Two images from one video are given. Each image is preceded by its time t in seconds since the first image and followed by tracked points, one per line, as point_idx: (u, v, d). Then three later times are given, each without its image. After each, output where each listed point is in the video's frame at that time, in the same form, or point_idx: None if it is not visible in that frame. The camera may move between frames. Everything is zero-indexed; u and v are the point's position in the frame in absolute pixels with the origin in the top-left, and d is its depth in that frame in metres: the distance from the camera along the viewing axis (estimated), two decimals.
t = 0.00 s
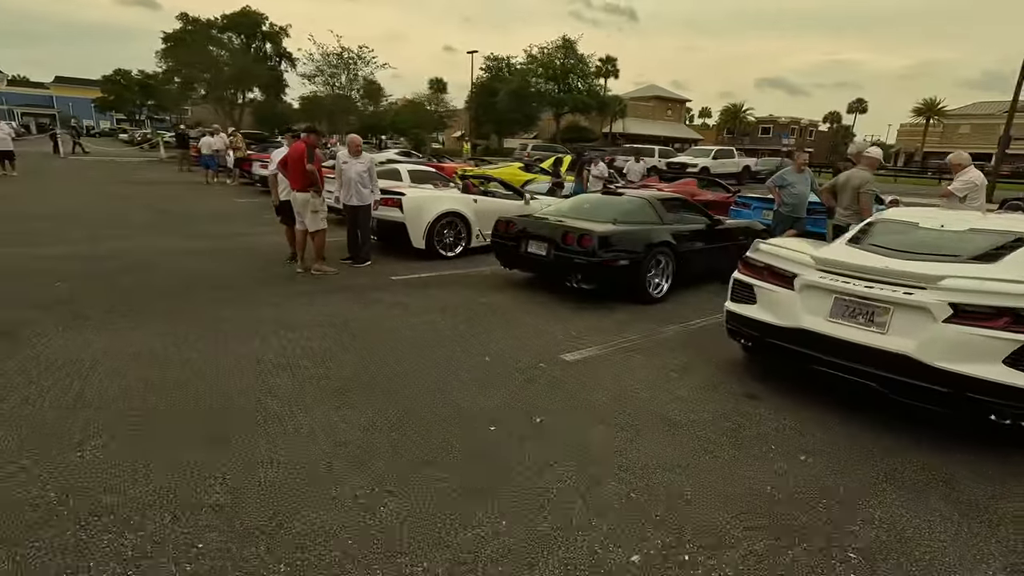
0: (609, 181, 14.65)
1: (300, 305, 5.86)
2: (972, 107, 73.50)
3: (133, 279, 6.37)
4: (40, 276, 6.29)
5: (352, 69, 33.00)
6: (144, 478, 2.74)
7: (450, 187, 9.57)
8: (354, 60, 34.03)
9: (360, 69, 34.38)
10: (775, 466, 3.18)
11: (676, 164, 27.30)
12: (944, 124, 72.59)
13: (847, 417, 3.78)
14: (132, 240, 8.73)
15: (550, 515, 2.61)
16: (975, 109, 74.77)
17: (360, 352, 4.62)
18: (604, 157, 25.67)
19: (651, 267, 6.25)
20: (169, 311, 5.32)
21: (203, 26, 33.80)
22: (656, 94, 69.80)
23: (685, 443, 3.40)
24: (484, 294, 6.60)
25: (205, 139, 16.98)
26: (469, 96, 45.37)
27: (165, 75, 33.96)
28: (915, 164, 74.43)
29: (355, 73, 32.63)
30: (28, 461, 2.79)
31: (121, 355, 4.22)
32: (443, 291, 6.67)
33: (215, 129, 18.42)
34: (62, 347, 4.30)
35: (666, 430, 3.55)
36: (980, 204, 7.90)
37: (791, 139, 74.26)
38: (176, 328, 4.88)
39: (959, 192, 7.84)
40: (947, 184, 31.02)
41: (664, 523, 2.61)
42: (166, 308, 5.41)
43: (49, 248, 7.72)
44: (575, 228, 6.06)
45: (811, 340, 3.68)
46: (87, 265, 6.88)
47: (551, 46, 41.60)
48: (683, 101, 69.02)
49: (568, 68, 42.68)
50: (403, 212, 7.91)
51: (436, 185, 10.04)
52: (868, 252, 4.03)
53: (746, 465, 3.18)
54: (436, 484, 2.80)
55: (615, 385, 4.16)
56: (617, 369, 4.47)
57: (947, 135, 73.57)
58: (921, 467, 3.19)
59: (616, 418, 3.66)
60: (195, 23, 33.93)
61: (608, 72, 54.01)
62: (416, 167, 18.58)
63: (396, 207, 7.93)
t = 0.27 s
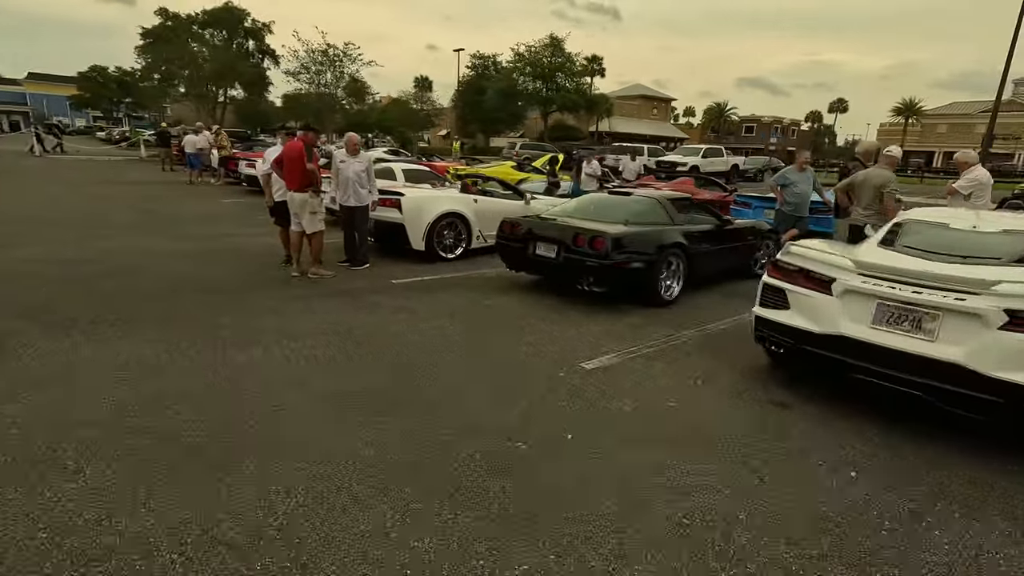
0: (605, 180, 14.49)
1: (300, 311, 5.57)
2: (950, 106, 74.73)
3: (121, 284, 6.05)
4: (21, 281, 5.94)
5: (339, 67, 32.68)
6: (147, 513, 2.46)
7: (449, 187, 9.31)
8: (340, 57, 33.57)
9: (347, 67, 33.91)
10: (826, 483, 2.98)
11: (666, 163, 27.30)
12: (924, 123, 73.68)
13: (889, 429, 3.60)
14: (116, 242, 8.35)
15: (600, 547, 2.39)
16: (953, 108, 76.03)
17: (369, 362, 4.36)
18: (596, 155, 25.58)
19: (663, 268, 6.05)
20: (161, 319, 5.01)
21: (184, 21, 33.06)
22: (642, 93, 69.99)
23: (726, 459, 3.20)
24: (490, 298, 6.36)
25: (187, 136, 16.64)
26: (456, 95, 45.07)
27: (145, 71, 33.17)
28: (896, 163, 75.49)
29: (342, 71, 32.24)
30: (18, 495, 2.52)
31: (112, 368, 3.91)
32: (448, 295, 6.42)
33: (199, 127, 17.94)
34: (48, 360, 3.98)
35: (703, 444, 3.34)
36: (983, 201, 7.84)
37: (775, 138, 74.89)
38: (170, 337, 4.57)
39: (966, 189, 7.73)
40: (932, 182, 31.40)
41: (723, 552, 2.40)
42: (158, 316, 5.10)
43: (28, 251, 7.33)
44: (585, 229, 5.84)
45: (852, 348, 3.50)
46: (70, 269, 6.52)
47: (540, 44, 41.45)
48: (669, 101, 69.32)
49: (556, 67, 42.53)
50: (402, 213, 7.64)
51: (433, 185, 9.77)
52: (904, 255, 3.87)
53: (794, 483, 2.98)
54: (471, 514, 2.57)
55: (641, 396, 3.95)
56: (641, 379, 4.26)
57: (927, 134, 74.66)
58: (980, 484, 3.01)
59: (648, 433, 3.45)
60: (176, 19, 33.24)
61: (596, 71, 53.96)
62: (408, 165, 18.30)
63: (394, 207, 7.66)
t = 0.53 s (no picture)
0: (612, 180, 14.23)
1: (313, 318, 5.25)
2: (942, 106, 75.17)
3: (121, 291, 5.72)
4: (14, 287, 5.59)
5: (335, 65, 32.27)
6: (166, 571, 2.13)
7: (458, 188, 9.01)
8: (335, 56, 33.16)
9: (342, 66, 33.50)
10: (916, 525, 2.69)
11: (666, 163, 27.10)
12: (917, 123, 74.02)
13: (962, 453, 3.33)
14: (111, 244, 7.97)
15: None
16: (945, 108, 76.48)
17: (393, 378, 4.05)
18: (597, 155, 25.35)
19: (692, 274, 5.78)
20: (165, 329, 4.68)
21: (176, 18, 32.52)
22: (637, 92, 69.87)
23: (799, 493, 2.90)
24: (510, 304, 6.06)
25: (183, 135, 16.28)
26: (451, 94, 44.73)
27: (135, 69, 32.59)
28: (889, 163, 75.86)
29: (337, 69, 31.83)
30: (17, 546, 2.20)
31: (116, 386, 3.58)
32: (465, 301, 6.12)
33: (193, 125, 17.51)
34: (45, 376, 3.64)
35: (771, 474, 3.05)
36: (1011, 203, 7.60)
37: (769, 137, 75.04)
38: (176, 349, 4.24)
39: (993, 191, 7.50)
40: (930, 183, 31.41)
41: None
42: (162, 325, 4.76)
43: (18, 255, 6.94)
44: (612, 233, 5.55)
45: (926, 364, 3.23)
46: (64, 274, 6.15)
47: (536, 44, 41.19)
48: (663, 100, 69.24)
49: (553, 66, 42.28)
50: (413, 215, 7.33)
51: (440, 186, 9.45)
52: (973, 262, 3.61)
53: (881, 524, 2.69)
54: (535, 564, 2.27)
55: (691, 415, 3.67)
56: (686, 395, 3.98)
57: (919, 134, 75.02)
58: None
59: (708, 461, 3.15)
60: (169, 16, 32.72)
61: (591, 70, 53.77)
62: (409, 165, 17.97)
63: (404, 209, 7.35)
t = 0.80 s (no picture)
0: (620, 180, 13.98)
1: (329, 330, 4.94)
2: (937, 106, 75.48)
3: (124, 301, 5.40)
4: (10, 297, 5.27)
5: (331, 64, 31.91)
6: None
7: (470, 190, 8.72)
8: (331, 54, 32.79)
9: (338, 64, 33.14)
10: None
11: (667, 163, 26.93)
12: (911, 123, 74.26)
13: None
14: (109, 249, 7.63)
15: None
16: (939, 108, 76.82)
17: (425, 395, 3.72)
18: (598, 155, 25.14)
19: (726, 281, 5.52)
20: (175, 343, 4.38)
21: (170, 16, 32.05)
22: (633, 92, 69.74)
23: (899, 532, 2.58)
24: (534, 312, 5.78)
25: (178, 135, 15.94)
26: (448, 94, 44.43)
27: (129, 67, 32.09)
28: (883, 162, 76.12)
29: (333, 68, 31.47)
30: None
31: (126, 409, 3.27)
32: (486, 310, 5.83)
33: (189, 125, 17.13)
34: (45, 399, 3.32)
35: (864, 511, 2.72)
36: None
37: (765, 137, 75.11)
38: (188, 366, 3.93)
39: None
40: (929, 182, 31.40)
41: None
42: (169, 339, 4.45)
43: (12, 261, 6.59)
44: (643, 238, 5.28)
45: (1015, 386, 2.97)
46: (61, 282, 5.82)
47: (534, 43, 40.95)
48: (659, 100, 69.18)
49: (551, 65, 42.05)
50: (426, 218, 7.03)
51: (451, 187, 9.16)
52: None
53: (1000, 570, 2.38)
54: None
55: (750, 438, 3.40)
56: (740, 417, 3.69)
57: (914, 134, 75.28)
58: None
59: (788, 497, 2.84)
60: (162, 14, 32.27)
61: (588, 69, 53.57)
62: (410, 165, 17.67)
63: (418, 212, 7.06)
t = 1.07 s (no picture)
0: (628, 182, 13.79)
1: (346, 340, 4.69)
2: (931, 108, 75.78)
3: (129, 308, 5.15)
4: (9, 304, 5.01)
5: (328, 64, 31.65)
6: None
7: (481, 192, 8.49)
8: (329, 54, 32.54)
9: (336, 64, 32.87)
10: None
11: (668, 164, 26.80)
12: (906, 124, 74.54)
13: None
14: (109, 253, 7.34)
15: None
16: (933, 110, 77.15)
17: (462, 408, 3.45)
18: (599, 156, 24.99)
19: (757, 288, 5.32)
20: (186, 354, 4.13)
21: (165, 14, 31.66)
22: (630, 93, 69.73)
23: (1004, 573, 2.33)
24: (556, 320, 5.55)
25: (174, 134, 15.77)
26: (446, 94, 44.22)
27: (123, 66, 31.69)
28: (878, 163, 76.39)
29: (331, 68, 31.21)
30: None
31: (139, 426, 3.00)
32: (507, 318, 5.60)
33: (187, 125, 16.83)
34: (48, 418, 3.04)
35: (952, 545, 2.49)
36: None
37: (761, 138, 75.22)
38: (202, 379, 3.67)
39: None
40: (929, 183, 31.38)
41: None
42: (180, 350, 4.19)
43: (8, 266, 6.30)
44: (674, 244, 5.07)
45: None
46: (60, 288, 5.54)
47: (532, 43, 40.81)
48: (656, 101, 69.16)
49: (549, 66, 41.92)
50: (440, 222, 6.80)
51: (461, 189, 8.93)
52: None
53: None
54: None
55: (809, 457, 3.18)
56: (797, 433, 3.45)
57: (909, 136, 75.57)
58: None
59: (872, 529, 2.58)
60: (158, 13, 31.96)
61: (586, 70, 53.48)
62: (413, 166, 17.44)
63: (432, 216, 6.83)
